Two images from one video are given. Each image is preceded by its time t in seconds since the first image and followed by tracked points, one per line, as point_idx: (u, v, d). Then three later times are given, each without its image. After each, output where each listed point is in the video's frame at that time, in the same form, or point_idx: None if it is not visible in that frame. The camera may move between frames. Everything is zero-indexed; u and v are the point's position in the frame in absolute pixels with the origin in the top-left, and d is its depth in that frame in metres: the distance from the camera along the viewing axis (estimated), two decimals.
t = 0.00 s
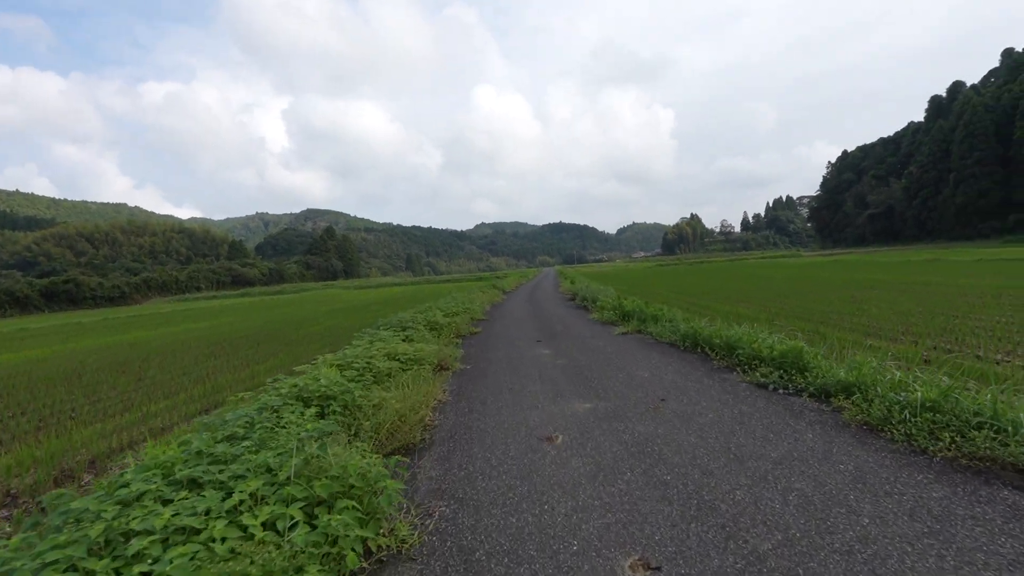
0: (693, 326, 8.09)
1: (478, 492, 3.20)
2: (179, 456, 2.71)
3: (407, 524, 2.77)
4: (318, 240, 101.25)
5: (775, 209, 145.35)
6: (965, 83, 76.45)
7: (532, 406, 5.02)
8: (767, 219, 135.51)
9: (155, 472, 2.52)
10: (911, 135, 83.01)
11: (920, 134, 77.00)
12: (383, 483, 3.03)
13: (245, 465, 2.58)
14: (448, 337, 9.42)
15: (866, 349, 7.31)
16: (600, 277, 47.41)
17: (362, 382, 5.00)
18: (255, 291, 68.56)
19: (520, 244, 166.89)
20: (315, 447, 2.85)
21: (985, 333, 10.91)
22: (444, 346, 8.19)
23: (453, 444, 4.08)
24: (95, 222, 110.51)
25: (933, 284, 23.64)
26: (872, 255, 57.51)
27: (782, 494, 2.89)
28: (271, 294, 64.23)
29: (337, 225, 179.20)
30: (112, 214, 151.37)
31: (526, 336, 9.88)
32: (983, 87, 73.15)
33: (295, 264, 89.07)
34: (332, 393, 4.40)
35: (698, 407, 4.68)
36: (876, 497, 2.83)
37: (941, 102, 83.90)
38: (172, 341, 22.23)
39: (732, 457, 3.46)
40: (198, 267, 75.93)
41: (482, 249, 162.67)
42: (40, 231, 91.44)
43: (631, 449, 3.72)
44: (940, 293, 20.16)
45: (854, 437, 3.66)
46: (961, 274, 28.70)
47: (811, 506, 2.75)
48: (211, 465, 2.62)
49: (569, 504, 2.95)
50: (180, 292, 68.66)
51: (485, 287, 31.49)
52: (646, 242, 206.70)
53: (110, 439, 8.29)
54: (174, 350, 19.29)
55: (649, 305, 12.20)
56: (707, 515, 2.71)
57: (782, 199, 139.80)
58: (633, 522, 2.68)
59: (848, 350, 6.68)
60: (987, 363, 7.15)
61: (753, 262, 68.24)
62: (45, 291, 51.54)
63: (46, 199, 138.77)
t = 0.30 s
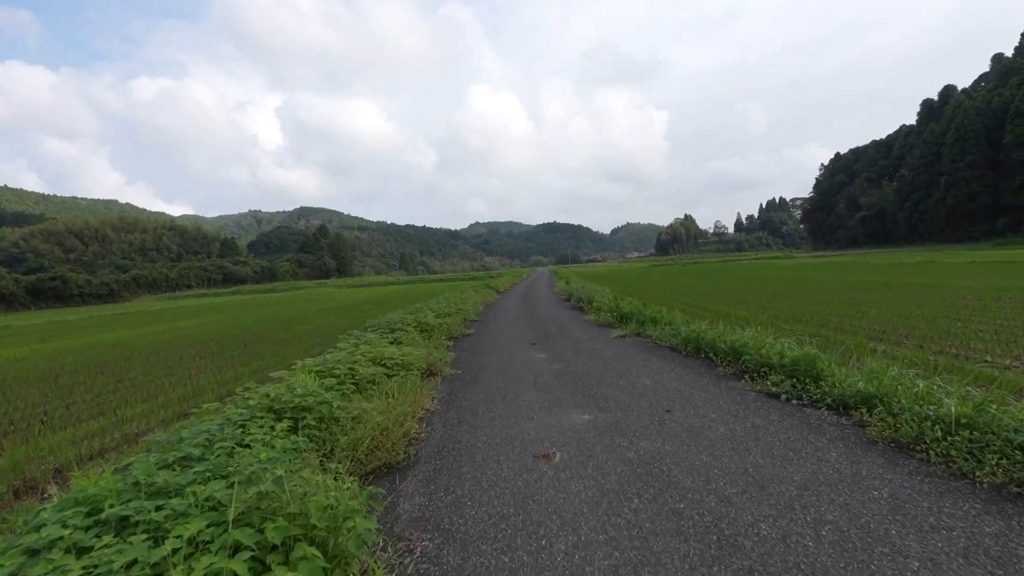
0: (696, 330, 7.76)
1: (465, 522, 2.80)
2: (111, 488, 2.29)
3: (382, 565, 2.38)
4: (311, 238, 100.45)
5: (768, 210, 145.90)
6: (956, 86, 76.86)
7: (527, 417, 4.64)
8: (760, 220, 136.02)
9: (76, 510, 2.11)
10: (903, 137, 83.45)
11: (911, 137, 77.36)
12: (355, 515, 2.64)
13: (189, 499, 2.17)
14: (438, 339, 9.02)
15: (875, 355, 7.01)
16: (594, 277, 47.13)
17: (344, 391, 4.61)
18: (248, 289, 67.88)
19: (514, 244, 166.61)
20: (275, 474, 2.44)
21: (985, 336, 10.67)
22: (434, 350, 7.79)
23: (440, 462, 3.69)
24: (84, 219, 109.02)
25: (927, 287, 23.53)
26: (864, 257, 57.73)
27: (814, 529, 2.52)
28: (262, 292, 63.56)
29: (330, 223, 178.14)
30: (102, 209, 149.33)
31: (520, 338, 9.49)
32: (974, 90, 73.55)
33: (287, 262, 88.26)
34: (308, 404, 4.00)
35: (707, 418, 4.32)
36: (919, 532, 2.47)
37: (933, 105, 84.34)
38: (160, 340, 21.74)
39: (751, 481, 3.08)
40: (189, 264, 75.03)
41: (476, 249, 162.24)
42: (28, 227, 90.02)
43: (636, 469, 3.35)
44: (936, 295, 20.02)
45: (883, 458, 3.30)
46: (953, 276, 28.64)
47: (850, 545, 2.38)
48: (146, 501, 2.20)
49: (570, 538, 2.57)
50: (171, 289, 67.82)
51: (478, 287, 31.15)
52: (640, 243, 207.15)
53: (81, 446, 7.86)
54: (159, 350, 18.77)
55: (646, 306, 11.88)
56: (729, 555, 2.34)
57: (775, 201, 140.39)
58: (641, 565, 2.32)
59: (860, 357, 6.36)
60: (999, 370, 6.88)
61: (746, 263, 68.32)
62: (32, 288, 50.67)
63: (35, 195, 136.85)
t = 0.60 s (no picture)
0: (705, 329, 7.42)
1: (465, 554, 2.46)
2: (47, 523, 1.94)
3: None
4: (308, 235, 99.90)
5: (767, 207, 145.56)
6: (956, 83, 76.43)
7: (532, 425, 4.31)
8: (758, 217, 135.82)
9: None
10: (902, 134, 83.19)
11: (911, 133, 76.98)
12: (339, 549, 2.30)
13: (135, 541, 1.81)
14: (436, 339, 8.68)
15: (895, 356, 6.70)
16: (594, 274, 46.86)
17: (334, 398, 4.26)
18: (245, 286, 67.43)
19: (512, 241, 166.15)
20: (242, 505, 2.09)
21: (998, 335, 10.39)
22: (431, 351, 7.44)
23: (438, 478, 3.34)
24: (81, 216, 108.24)
25: (930, 284, 23.26)
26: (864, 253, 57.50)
27: (868, 565, 2.19)
28: (260, 289, 63.16)
29: (328, 221, 177.38)
30: (99, 207, 148.59)
31: (520, 337, 9.15)
32: (973, 86, 73.14)
33: (285, 260, 87.78)
34: (294, 414, 3.66)
35: (727, 428, 3.98)
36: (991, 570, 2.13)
37: (932, 101, 83.88)
38: (153, 339, 21.37)
39: (786, 503, 2.75)
40: (186, 262, 74.59)
41: (475, 246, 161.68)
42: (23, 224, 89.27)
43: (655, 486, 3.01)
44: (940, 292, 19.76)
45: (930, 476, 2.97)
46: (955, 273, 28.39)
47: None
48: (84, 542, 1.85)
49: None
50: (167, 287, 67.33)
51: (476, 285, 30.79)
52: (638, 240, 206.97)
53: (62, 451, 7.53)
54: (151, 349, 18.45)
55: (650, 304, 11.57)
56: None
57: (773, 198, 140.19)
58: None
59: (882, 361, 6.01)
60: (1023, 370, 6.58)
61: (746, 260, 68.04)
62: (26, 285, 50.15)
63: (31, 193, 135.89)
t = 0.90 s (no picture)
0: (715, 334, 7.05)
1: None
2: None
3: None
4: (302, 234, 99.14)
5: (761, 210, 145.98)
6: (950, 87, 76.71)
7: (536, 441, 3.93)
8: (753, 219, 136.12)
9: None
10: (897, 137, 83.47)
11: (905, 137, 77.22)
12: None
13: None
14: (430, 342, 8.28)
15: (912, 365, 6.39)
16: (589, 275, 46.53)
17: (316, 410, 3.86)
18: (239, 284, 66.75)
19: (507, 241, 165.72)
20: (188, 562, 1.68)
21: (1007, 341, 10.13)
22: (424, 355, 7.04)
23: (430, 504, 2.95)
24: (72, 212, 106.93)
25: (928, 287, 23.09)
26: (858, 256, 57.58)
27: None
28: (253, 287, 62.53)
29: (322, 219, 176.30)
30: (92, 203, 147.03)
31: (518, 341, 8.77)
32: (967, 91, 73.45)
33: (278, 258, 87.05)
34: (270, 431, 3.26)
35: (749, 447, 3.61)
36: None
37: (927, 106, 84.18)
38: (142, 338, 20.84)
39: (833, 543, 2.39)
40: (178, 259, 73.80)
41: (470, 246, 161.21)
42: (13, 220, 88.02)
43: (679, 520, 2.64)
44: (939, 296, 19.56)
45: (991, 510, 2.62)
46: (951, 277, 28.23)
47: None
48: None
49: None
50: (159, 284, 66.50)
51: (472, 284, 30.42)
52: (633, 241, 207.16)
53: (35, 459, 7.09)
54: (138, 348, 17.96)
55: (652, 306, 11.25)
56: None
57: (768, 201, 140.56)
58: None
59: (904, 371, 5.68)
60: None
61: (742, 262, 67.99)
62: (15, 282, 49.32)
63: (21, 188, 134.12)
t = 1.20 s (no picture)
0: (719, 334, 6.76)
1: None
2: None
3: None
4: (293, 233, 98.07)
5: (753, 207, 146.39)
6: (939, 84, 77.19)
7: (535, 456, 3.59)
8: (743, 217, 136.70)
9: None
10: (885, 135, 84.02)
11: (894, 134, 77.52)
12: None
13: None
14: (421, 345, 7.91)
15: (925, 366, 6.12)
16: (582, 273, 46.21)
17: (293, 426, 3.50)
18: (228, 284, 65.77)
19: (500, 239, 165.28)
20: None
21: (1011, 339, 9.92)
22: (415, 359, 6.68)
23: (418, 535, 2.61)
24: (57, 211, 105.06)
25: (922, 284, 23.02)
26: (848, 253, 57.79)
27: None
28: (243, 287, 61.71)
29: (313, 218, 174.72)
30: (78, 203, 144.62)
31: (513, 343, 8.43)
32: (955, 88, 73.97)
33: (268, 258, 86.02)
34: (238, 453, 2.91)
35: (768, 461, 3.30)
36: None
37: (915, 103, 84.56)
38: (126, 340, 20.27)
39: None
40: (165, 259, 72.65)
41: (462, 244, 160.62)
42: None
43: (699, 555, 2.31)
44: (934, 292, 19.46)
45: None
46: (944, 273, 28.20)
47: None
48: None
49: None
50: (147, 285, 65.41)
51: (464, 283, 30.08)
52: (625, 239, 207.56)
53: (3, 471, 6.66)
54: (121, 351, 17.47)
55: (650, 306, 10.96)
56: None
57: (758, 198, 141.33)
58: None
59: (920, 372, 5.39)
60: None
61: (734, 258, 68.11)
62: None
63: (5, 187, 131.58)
